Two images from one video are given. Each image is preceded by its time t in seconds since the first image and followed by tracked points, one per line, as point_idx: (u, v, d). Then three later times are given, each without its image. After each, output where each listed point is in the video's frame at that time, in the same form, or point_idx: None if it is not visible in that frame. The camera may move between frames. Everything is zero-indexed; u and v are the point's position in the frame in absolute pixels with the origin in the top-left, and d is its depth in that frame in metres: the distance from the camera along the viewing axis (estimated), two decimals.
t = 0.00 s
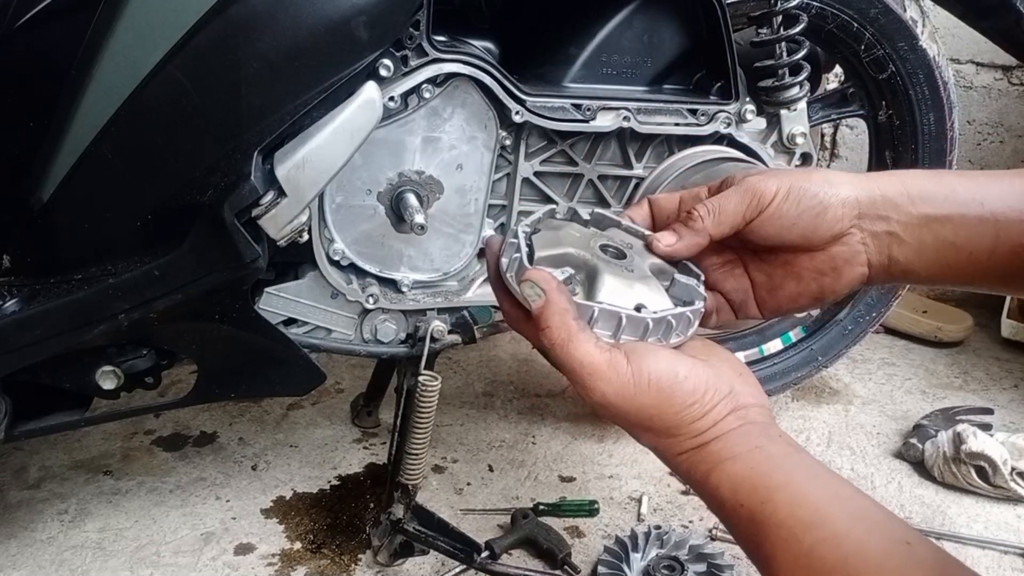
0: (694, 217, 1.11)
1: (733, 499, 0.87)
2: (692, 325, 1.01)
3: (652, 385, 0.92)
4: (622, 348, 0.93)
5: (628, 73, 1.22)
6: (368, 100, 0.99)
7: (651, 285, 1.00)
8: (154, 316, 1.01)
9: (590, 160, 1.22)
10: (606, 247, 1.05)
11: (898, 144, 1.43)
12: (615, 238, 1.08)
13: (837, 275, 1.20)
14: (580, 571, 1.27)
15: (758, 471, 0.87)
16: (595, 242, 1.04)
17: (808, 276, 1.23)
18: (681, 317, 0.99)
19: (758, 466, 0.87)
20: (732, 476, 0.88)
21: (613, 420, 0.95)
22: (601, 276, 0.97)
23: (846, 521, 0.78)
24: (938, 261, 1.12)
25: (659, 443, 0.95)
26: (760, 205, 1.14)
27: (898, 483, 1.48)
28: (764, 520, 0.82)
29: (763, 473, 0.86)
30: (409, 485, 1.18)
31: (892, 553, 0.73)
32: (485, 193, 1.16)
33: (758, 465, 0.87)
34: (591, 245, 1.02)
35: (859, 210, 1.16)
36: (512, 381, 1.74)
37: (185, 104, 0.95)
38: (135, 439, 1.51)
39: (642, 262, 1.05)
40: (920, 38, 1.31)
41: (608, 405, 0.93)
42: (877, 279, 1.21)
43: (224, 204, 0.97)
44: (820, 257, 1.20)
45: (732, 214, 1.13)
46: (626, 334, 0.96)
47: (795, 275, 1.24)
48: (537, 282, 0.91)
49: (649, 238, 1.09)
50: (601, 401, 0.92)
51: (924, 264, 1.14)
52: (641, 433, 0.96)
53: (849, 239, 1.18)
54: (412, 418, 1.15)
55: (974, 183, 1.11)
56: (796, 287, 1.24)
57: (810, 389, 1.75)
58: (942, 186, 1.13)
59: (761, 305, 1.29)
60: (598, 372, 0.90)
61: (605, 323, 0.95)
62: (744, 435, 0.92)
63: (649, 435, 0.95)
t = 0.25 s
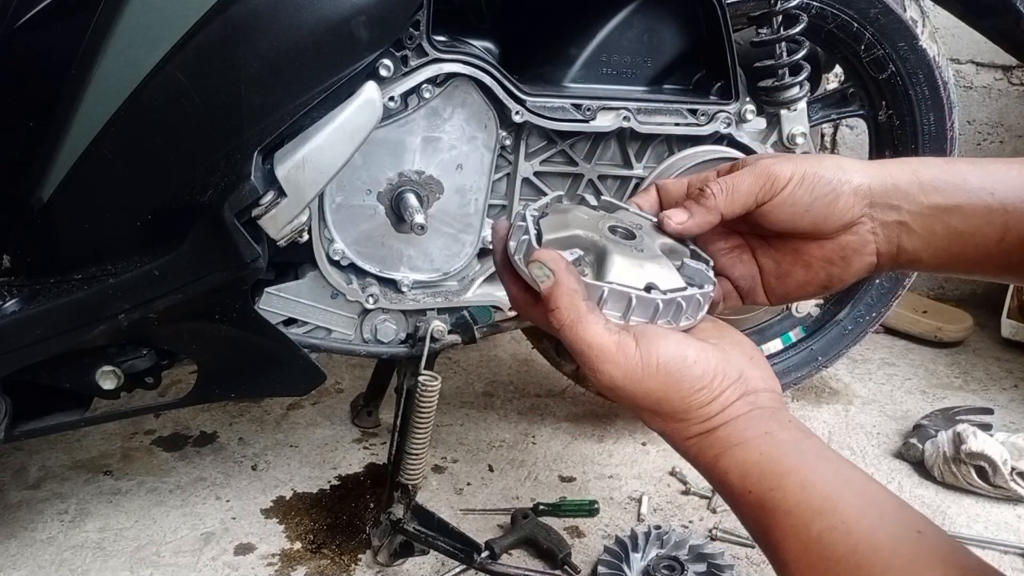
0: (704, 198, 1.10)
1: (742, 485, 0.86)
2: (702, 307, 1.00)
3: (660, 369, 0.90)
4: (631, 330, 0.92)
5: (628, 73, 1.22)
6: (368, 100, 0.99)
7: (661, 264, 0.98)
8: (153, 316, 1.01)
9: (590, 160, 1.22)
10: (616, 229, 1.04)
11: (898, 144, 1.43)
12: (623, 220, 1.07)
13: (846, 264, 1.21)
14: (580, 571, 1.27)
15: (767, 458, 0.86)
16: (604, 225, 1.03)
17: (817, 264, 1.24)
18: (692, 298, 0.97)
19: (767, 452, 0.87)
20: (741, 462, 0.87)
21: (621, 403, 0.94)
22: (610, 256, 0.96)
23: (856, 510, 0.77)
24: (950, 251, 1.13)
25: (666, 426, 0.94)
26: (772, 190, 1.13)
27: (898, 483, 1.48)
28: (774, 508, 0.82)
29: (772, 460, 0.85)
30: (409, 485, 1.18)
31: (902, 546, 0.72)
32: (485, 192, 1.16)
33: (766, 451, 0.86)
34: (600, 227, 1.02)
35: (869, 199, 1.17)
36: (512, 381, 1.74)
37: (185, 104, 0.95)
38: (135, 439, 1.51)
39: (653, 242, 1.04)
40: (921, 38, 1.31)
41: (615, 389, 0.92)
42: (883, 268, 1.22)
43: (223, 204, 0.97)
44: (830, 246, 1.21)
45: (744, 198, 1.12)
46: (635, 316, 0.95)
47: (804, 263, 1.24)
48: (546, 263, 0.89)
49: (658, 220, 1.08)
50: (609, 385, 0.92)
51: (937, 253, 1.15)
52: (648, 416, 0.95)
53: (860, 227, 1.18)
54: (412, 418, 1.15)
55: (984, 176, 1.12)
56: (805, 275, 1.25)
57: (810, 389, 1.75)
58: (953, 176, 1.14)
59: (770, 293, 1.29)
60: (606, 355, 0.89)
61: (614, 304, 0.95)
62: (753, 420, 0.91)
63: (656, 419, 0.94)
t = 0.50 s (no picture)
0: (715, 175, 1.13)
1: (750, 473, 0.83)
2: (735, 294, 1.02)
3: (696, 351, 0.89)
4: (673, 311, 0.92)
5: (628, 73, 1.22)
6: (368, 100, 0.99)
7: (692, 255, 1.00)
8: (153, 316, 1.01)
9: (590, 160, 1.22)
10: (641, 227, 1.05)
11: (898, 144, 1.43)
12: (648, 220, 1.10)
13: (862, 253, 1.19)
14: (580, 571, 1.27)
15: (794, 454, 0.82)
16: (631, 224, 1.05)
17: (832, 257, 1.21)
18: (726, 283, 1.00)
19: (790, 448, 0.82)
20: (764, 459, 0.82)
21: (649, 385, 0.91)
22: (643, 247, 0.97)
23: (868, 506, 0.75)
24: (965, 241, 1.13)
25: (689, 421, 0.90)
26: (780, 172, 1.15)
27: (898, 483, 1.48)
28: (794, 503, 0.78)
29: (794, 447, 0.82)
30: (409, 485, 1.18)
31: (927, 549, 0.71)
32: (485, 192, 1.16)
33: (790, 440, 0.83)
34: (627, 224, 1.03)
35: (881, 190, 1.18)
36: (512, 381, 1.74)
37: (185, 104, 0.95)
38: (135, 439, 1.51)
39: (680, 237, 1.06)
40: (920, 38, 1.32)
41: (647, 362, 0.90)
42: (897, 266, 1.21)
43: (223, 204, 0.97)
44: (844, 235, 1.20)
45: (753, 177, 1.15)
46: (675, 301, 0.97)
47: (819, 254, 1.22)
48: (589, 241, 0.93)
49: (669, 193, 1.11)
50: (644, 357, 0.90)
51: (951, 243, 1.15)
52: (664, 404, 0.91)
53: (871, 217, 1.18)
54: (412, 418, 1.15)
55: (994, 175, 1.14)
56: (821, 270, 1.22)
57: (810, 389, 1.75)
58: (963, 174, 1.16)
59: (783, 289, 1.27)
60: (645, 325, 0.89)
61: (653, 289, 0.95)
62: (782, 423, 0.86)
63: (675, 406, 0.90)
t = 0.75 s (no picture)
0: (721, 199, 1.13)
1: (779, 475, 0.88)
2: (773, 321, 1.05)
3: (742, 355, 0.93)
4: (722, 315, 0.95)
5: (628, 73, 1.22)
6: (368, 100, 0.99)
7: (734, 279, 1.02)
8: (153, 316, 1.01)
9: (590, 160, 1.22)
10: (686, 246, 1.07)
11: (898, 144, 1.43)
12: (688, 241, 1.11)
13: (883, 266, 1.21)
14: (580, 571, 1.27)
15: (822, 470, 0.86)
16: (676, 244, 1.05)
17: (855, 272, 1.23)
18: (766, 309, 1.03)
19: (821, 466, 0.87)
20: (799, 469, 0.87)
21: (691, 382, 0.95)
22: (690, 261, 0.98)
23: (890, 523, 0.81)
24: (987, 254, 1.16)
25: (721, 419, 0.94)
26: (790, 191, 1.15)
27: (898, 483, 1.48)
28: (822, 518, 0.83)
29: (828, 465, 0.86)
30: (409, 485, 1.18)
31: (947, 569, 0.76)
32: (485, 193, 1.16)
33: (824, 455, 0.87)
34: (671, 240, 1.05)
35: (896, 204, 1.20)
36: (512, 381, 1.74)
37: (185, 104, 0.95)
38: (135, 439, 1.51)
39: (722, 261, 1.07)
40: (920, 38, 1.32)
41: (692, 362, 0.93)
42: (920, 280, 1.22)
43: (223, 204, 0.97)
44: (863, 249, 1.21)
45: (761, 198, 1.14)
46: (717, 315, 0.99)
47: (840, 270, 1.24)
48: (642, 234, 0.93)
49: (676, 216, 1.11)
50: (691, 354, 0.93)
51: (972, 256, 1.17)
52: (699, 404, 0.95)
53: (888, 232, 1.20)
54: (412, 418, 1.16)
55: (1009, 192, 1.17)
56: (844, 285, 1.24)
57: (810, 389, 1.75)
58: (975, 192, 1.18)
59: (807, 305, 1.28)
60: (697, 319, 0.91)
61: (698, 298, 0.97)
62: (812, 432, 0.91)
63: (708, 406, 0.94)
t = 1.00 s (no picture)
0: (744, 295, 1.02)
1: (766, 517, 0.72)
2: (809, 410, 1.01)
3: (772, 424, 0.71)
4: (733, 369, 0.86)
5: (628, 73, 1.23)
6: (368, 101, 1.00)
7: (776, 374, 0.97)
8: (154, 316, 1.02)
9: (590, 160, 1.22)
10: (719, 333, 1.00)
11: (898, 144, 1.43)
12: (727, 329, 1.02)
13: (906, 344, 1.06)
14: (580, 570, 1.27)
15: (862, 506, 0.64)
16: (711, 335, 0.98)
17: (879, 351, 1.08)
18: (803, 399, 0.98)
19: (870, 511, 0.64)
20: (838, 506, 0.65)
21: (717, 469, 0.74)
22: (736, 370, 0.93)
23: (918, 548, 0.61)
24: None
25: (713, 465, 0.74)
26: (808, 277, 1.03)
27: (897, 483, 1.49)
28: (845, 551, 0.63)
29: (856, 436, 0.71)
30: (409, 485, 1.19)
31: None
32: (485, 193, 1.17)
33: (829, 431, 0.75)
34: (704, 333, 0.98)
35: (918, 277, 1.04)
36: (512, 381, 1.75)
37: (186, 104, 0.95)
38: (136, 439, 1.51)
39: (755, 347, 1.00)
40: (920, 38, 1.32)
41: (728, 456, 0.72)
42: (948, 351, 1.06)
43: (224, 204, 0.97)
44: (886, 331, 1.07)
45: (782, 286, 1.03)
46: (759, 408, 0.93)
47: (866, 351, 1.09)
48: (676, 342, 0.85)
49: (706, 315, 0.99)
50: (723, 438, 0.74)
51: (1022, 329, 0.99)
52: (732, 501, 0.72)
53: (911, 308, 1.04)
54: (412, 418, 1.16)
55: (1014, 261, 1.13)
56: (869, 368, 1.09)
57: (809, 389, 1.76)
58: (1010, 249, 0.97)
59: (837, 387, 1.13)
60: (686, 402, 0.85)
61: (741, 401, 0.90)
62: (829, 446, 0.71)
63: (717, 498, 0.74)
